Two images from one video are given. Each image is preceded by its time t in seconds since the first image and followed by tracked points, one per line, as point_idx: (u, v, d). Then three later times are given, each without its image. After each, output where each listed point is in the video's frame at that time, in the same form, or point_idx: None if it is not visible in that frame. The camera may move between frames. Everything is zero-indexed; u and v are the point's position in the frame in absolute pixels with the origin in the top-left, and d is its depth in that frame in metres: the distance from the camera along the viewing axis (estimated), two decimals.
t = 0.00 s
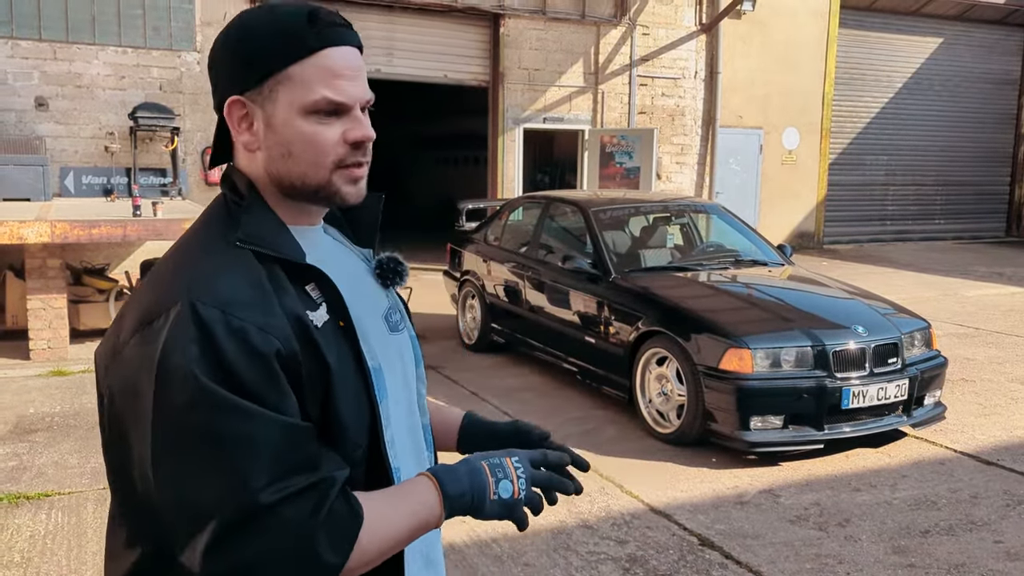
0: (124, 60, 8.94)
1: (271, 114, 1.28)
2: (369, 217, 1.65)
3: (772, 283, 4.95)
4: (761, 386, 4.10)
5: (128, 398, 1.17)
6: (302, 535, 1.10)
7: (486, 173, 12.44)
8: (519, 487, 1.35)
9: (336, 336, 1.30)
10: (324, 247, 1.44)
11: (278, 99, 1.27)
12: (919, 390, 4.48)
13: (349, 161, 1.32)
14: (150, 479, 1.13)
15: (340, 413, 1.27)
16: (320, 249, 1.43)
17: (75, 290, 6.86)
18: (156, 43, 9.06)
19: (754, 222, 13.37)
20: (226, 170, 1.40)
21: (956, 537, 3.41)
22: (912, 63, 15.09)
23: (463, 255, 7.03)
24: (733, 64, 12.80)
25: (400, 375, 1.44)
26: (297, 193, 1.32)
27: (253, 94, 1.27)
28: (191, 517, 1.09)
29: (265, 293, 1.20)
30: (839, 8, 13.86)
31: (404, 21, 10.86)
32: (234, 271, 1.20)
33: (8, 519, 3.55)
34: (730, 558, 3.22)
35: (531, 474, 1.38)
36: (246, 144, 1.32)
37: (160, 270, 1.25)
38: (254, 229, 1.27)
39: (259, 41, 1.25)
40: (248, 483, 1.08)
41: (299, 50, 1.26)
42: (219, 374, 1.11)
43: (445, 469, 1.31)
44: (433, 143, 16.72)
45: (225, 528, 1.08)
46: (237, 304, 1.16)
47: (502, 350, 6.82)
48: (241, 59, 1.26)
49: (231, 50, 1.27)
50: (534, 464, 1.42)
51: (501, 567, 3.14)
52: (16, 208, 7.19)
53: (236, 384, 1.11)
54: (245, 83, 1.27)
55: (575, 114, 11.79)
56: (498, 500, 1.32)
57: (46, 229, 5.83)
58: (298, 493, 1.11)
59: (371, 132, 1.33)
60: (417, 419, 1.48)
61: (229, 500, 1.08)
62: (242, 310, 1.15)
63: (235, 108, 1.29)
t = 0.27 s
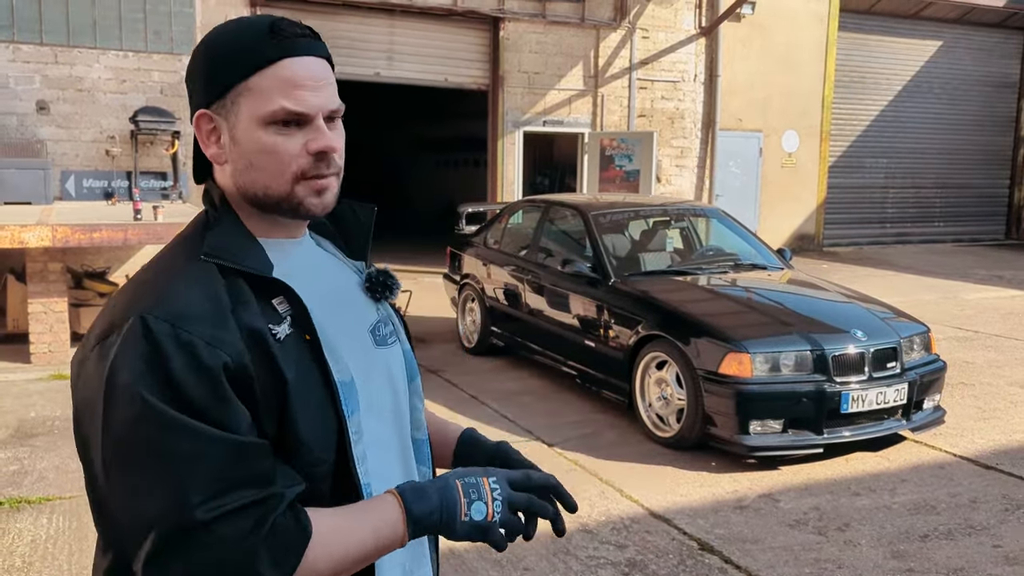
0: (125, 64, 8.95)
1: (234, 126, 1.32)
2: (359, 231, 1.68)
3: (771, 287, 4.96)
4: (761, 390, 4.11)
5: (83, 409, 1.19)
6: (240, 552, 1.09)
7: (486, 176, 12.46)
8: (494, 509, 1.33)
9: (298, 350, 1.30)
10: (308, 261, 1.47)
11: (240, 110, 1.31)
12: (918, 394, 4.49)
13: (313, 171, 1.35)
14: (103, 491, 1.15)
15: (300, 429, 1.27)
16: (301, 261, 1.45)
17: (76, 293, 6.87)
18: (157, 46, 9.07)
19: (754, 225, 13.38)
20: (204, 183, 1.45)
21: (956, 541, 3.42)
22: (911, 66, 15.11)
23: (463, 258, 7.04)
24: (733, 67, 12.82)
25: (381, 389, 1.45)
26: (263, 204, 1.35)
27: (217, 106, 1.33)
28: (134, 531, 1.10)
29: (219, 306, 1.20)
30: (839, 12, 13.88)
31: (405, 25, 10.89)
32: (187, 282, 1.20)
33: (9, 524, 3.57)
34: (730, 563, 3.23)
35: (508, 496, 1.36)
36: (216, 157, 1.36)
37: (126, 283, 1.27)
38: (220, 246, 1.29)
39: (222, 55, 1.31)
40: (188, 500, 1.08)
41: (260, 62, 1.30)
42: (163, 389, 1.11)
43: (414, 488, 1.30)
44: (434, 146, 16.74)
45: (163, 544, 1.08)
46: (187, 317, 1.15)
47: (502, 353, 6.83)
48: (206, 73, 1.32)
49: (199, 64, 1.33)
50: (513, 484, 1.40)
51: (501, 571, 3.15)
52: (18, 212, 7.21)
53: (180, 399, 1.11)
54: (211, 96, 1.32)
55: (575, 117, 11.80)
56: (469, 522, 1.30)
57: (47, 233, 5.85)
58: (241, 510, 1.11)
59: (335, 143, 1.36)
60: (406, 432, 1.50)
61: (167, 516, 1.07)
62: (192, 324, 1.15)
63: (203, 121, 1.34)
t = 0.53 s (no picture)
0: (125, 67, 8.96)
1: (222, 133, 1.40)
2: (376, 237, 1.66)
3: (771, 290, 4.96)
4: (761, 394, 4.11)
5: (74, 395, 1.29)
6: (174, 551, 1.13)
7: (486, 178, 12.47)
8: (463, 522, 1.28)
9: (270, 356, 1.31)
10: (310, 269, 1.48)
11: (225, 119, 1.38)
12: (918, 398, 4.49)
13: (295, 175, 1.39)
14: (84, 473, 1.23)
15: (264, 433, 1.27)
16: (300, 268, 1.47)
17: (76, 296, 6.89)
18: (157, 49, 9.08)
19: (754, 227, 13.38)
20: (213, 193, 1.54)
21: (955, 545, 3.42)
22: (912, 68, 15.12)
23: (462, 261, 7.04)
24: (733, 69, 12.82)
25: (378, 400, 1.45)
26: (250, 209, 1.41)
27: (208, 116, 1.41)
28: (89, 516, 1.18)
29: (183, 309, 1.23)
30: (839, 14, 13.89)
31: (405, 27, 10.89)
32: (157, 284, 1.25)
33: (9, 527, 3.57)
34: (729, 567, 3.23)
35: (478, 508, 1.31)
36: (211, 165, 1.45)
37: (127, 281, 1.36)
38: (206, 253, 1.33)
39: (208, 65, 1.38)
40: (127, 496, 1.13)
41: (240, 71, 1.37)
42: (117, 388, 1.16)
43: (374, 501, 1.25)
44: (434, 148, 16.74)
45: (105, 535, 1.14)
46: (149, 318, 1.19)
47: (502, 355, 6.83)
48: (197, 85, 1.41)
49: (193, 77, 1.42)
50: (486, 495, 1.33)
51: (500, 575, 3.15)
52: (18, 214, 7.22)
53: (133, 397, 1.15)
54: (203, 106, 1.41)
55: (575, 119, 11.80)
56: (434, 535, 1.26)
57: (47, 236, 5.86)
58: (176, 511, 1.14)
59: (317, 147, 1.40)
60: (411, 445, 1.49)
61: (109, 509, 1.13)
62: (152, 325, 1.19)
63: (199, 131, 1.43)
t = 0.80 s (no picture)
0: (125, 67, 8.98)
1: (232, 138, 1.42)
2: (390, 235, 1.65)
3: (770, 291, 4.97)
4: (759, 395, 4.12)
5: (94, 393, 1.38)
6: (150, 534, 1.16)
7: (486, 178, 12.47)
8: (439, 494, 1.27)
9: (263, 353, 1.34)
10: (318, 271, 1.49)
11: (235, 125, 1.41)
12: (917, 398, 4.50)
13: (304, 178, 1.40)
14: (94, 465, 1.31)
15: (251, 427, 1.29)
16: (310, 271, 1.48)
17: (76, 296, 6.90)
18: (157, 50, 9.10)
19: (754, 227, 13.39)
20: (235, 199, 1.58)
21: (953, 545, 3.43)
22: (911, 69, 15.13)
23: (462, 261, 7.05)
24: (733, 70, 12.83)
25: (383, 400, 1.45)
26: (261, 210, 1.43)
27: (220, 122, 1.44)
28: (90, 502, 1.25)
29: (173, 305, 1.28)
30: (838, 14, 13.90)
31: (405, 28, 10.90)
32: (155, 284, 1.32)
33: (9, 527, 3.58)
34: (727, 567, 3.24)
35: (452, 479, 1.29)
36: (224, 169, 1.47)
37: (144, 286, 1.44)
38: (207, 253, 1.39)
39: (217, 72, 1.41)
40: (110, 481, 1.18)
41: (247, 77, 1.39)
42: (108, 379, 1.22)
43: (347, 484, 1.24)
44: (433, 148, 16.75)
45: (92, 518, 1.20)
46: (142, 313, 1.26)
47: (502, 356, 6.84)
48: (209, 92, 1.44)
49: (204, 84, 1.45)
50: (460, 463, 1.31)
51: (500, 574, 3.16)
52: (18, 215, 7.22)
53: (121, 387, 1.21)
54: (214, 112, 1.44)
55: (574, 120, 11.82)
56: (412, 512, 1.25)
57: (48, 237, 5.86)
58: (153, 496, 1.17)
59: (323, 149, 1.41)
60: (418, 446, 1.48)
61: (97, 493, 1.19)
62: (144, 320, 1.25)
63: (211, 138, 1.46)
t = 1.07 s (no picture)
0: (125, 67, 8.98)
1: (254, 133, 1.41)
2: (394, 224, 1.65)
3: (770, 289, 4.97)
4: (759, 393, 4.12)
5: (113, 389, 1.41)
6: (154, 522, 1.17)
7: (486, 178, 12.47)
8: (441, 477, 1.25)
9: (266, 344, 1.34)
10: (323, 266, 1.50)
11: (258, 118, 1.40)
12: (916, 397, 4.51)
13: (329, 172, 1.42)
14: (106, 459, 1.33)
15: (252, 419, 1.28)
16: (317, 264, 1.50)
17: (76, 296, 6.90)
18: (157, 50, 9.11)
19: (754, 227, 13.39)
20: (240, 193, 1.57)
21: (952, 543, 3.43)
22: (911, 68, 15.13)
23: (462, 261, 7.05)
24: (733, 69, 12.84)
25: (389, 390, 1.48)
26: (283, 204, 1.44)
27: (239, 116, 1.42)
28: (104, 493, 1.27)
29: (175, 297, 1.28)
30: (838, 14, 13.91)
31: (406, 27, 10.90)
32: (159, 280, 1.33)
33: (9, 525, 3.58)
34: (726, 565, 3.24)
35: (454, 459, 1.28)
36: (241, 164, 1.46)
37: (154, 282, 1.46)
38: (213, 246, 1.39)
39: (238, 64, 1.39)
40: (115, 471, 1.20)
41: (273, 70, 1.38)
42: (114, 372, 1.24)
43: (347, 470, 1.23)
44: (433, 147, 16.74)
45: (101, 509, 1.21)
46: (146, 307, 1.27)
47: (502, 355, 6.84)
48: (226, 84, 1.42)
49: (219, 77, 1.43)
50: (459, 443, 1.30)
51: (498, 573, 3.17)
52: (18, 214, 7.22)
53: (126, 380, 1.23)
54: (232, 106, 1.42)
55: (574, 119, 11.83)
56: (415, 495, 1.23)
57: (47, 236, 5.87)
58: (156, 486, 1.18)
59: (349, 143, 1.42)
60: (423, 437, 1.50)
61: (104, 484, 1.21)
62: (147, 314, 1.27)
63: (227, 132, 1.45)
